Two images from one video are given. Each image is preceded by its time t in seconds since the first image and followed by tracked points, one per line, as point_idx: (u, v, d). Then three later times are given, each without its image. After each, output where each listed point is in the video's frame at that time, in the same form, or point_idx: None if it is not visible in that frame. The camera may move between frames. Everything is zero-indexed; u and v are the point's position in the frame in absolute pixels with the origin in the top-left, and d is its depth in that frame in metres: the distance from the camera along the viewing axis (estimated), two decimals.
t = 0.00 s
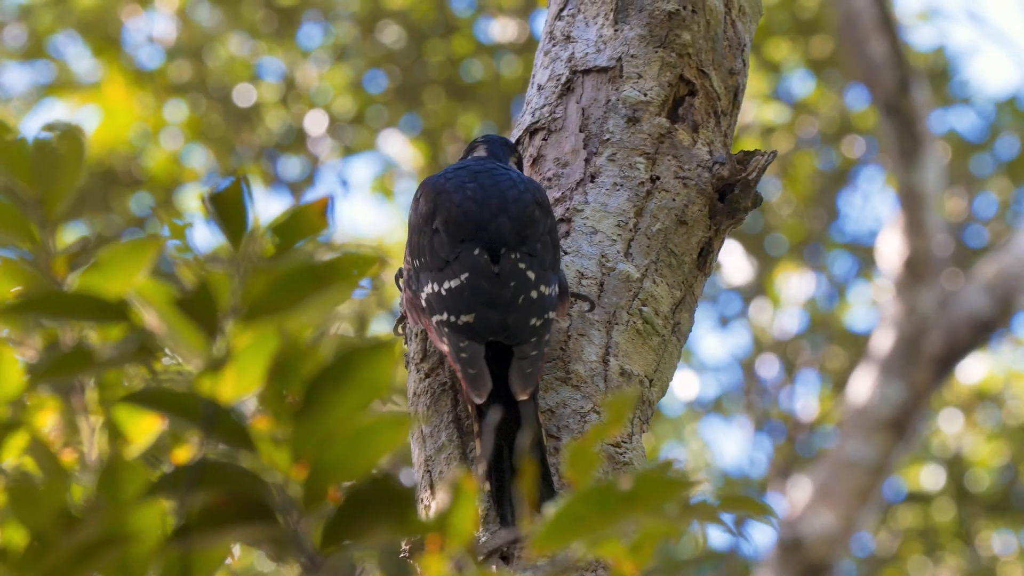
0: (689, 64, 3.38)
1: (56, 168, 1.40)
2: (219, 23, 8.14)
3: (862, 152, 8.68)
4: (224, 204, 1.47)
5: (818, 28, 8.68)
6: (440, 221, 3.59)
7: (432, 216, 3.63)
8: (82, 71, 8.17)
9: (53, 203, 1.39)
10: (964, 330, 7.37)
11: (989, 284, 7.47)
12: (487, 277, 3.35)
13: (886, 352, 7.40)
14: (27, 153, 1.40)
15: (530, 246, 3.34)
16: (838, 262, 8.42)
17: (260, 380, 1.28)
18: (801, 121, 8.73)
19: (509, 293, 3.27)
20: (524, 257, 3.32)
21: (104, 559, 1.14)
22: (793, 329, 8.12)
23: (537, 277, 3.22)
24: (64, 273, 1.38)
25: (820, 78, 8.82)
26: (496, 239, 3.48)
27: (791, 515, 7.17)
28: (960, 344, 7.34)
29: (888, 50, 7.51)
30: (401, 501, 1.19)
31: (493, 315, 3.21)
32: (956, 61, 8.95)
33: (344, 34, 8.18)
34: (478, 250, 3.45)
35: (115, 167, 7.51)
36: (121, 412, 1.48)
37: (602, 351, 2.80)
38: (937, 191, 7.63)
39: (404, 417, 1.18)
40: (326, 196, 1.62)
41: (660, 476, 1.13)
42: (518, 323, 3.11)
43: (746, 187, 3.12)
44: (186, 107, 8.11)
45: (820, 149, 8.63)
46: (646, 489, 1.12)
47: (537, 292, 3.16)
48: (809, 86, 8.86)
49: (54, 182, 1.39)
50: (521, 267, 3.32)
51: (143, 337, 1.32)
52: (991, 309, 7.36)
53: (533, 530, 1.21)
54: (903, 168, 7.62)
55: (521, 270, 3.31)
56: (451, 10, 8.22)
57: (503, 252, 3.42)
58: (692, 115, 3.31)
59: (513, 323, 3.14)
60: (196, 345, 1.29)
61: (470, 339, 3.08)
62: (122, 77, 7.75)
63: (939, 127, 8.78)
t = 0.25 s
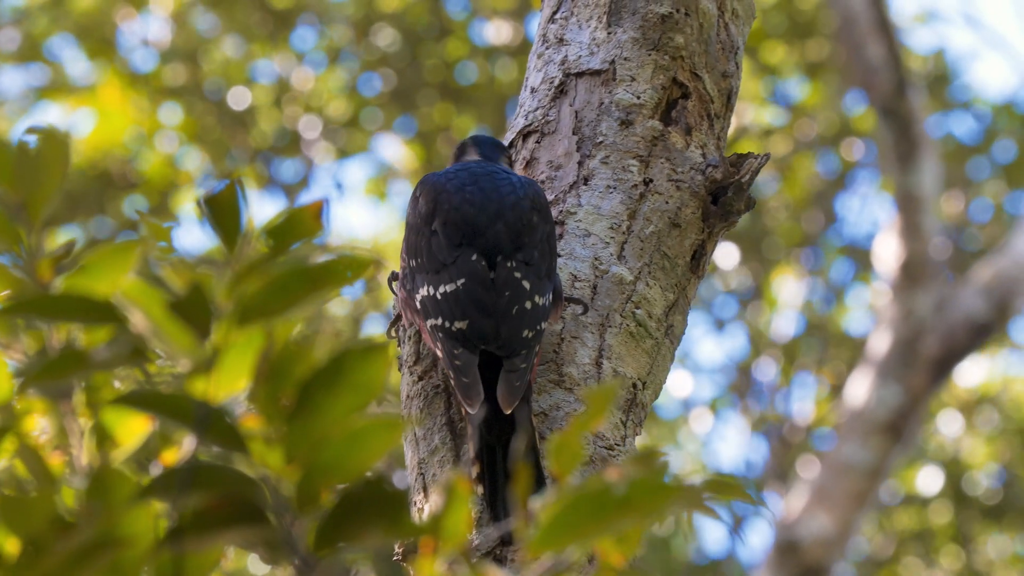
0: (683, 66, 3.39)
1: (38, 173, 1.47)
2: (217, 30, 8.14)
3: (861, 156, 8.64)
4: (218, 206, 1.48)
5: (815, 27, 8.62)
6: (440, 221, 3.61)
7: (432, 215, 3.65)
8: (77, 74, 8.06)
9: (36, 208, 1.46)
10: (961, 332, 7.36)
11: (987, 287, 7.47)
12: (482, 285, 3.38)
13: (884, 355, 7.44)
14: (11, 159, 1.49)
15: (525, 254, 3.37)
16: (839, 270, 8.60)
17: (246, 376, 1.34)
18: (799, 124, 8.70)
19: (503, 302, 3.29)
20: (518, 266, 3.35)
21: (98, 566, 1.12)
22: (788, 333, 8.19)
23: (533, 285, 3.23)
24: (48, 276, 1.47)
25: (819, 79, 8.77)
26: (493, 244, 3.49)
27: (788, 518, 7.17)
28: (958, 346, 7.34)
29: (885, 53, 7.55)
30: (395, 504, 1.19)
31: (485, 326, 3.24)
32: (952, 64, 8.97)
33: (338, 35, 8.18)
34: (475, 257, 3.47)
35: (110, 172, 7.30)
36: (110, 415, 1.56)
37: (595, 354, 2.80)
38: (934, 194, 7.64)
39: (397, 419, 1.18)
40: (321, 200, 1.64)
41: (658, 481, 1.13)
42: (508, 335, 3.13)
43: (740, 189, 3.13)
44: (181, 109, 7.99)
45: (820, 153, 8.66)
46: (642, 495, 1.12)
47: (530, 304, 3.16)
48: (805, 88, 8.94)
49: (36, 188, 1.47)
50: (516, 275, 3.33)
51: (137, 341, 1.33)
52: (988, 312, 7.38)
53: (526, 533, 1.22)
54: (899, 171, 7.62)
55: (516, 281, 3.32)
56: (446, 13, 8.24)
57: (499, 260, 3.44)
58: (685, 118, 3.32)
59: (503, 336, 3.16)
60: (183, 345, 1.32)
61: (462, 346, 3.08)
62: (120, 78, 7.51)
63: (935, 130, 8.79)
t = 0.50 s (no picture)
0: (677, 71, 3.40)
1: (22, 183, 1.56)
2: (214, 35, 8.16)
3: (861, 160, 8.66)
4: (214, 210, 1.51)
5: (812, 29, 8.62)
6: (428, 232, 3.59)
7: (420, 227, 3.63)
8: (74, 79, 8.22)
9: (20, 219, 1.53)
10: (959, 336, 7.46)
11: (984, 291, 7.56)
12: (476, 292, 3.33)
13: (882, 358, 7.45)
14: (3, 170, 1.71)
15: (517, 259, 3.33)
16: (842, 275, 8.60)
17: (237, 381, 1.38)
18: (798, 129, 8.69)
19: (498, 309, 3.23)
20: (511, 271, 3.31)
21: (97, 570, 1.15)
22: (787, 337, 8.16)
23: (524, 289, 3.21)
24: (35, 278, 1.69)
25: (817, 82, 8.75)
26: (481, 251, 3.45)
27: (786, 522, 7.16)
28: (955, 350, 7.42)
29: (884, 57, 7.57)
30: (390, 509, 1.19)
31: (483, 333, 3.19)
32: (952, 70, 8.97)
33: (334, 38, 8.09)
34: (466, 264, 3.43)
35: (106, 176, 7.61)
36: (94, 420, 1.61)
37: (590, 358, 2.80)
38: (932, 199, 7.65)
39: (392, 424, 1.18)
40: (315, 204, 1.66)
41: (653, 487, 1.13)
42: (505, 341, 3.05)
43: (734, 194, 3.14)
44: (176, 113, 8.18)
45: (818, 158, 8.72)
46: (638, 501, 1.12)
47: (524, 308, 3.10)
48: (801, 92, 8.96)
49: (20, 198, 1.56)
50: (507, 280, 3.30)
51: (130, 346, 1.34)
52: (985, 317, 7.46)
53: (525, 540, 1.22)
54: (897, 175, 7.62)
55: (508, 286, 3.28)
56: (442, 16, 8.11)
57: (491, 266, 3.39)
58: (680, 122, 3.32)
59: (499, 344, 3.09)
60: (173, 349, 1.39)
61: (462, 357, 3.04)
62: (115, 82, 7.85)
63: (934, 135, 8.80)
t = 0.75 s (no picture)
0: (672, 75, 3.40)
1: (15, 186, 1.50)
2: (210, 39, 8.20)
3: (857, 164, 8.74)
4: (206, 215, 1.51)
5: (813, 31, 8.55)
6: (414, 243, 3.56)
7: (405, 239, 3.61)
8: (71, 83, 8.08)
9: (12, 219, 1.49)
10: (956, 341, 7.43)
11: (981, 295, 7.56)
12: (466, 301, 3.31)
13: (879, 362, 7.45)
14: None
15: (506, 263, 3.30)
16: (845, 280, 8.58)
17: (229, 385, 1.37)
18: (794, 133, 8.71)
19: (490, 317, 3.21)
20: (501, 276, 3.28)
21: None
22: (784, 342, 8.18)
23: (512, 295, 3.20)
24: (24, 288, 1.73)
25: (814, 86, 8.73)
26: (471, 259, 3.44)
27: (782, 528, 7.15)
28: (952, 355, 7.40)
29: (882, 62, 7.58)
30: (384, 514, 1.19)
31: (477, 343, 3.17)
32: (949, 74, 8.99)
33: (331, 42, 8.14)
34: (455, 273, 3.41)
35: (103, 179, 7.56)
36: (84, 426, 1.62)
37: (585, 363, 2.80)
38: (929, 203, 7.68)
39: (384, 426, 1.17)
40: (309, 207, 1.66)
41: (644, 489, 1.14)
42: (497, 349, 3.04)
43: (729, 198, 3.13)
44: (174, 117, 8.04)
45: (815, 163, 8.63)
46: (628, 503, 1.13)
47: (514, 316, 3.07)
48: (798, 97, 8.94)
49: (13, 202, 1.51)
50: (498, 287, 3.27)
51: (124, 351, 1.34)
52: (983, 321, 7.44)
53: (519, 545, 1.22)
54: (895, 180, 7.65)
55: (499, 293, 3.25)
56: (440, 19, 8.09)
57: (480, 274, 3.37)
58: (675, 127, 3.33)
59: (495, 353, 3.06)
60: (161, 353, 1.41)
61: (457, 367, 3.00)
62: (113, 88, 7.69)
63: (931, 140, 8.81)
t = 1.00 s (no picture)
0: (663, 80, 3.41)
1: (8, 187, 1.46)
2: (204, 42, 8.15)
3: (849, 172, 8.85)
4: (199, 221, 1.51)
5: (801, 39, 8.66)
6: (399, 249, 3.57)
7: (391, 245, 3.61)
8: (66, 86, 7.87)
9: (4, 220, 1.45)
10: (947, 346, 7.47)
11: (973, 300, 7.62)
12: (451, 307, 3.33)
13: (871, 366, 7.48)
14: None
15: (493, 268, 3.31)
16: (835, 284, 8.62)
17: (219, 389, 1.39)
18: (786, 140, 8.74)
19: (476, 321, 3.24)
20: (489, 281, 3.29)
21: None
22: (777, 349, 8.16)
23: (501, 299, 3.21)
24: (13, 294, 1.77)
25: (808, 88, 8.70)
26: (458, 266, 3.45)
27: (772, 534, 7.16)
28: (944, 360, 7.44)
29: (874, 68, 7.61)
30: (375, 520, 1.19)
31: (463, 348, 3.20)
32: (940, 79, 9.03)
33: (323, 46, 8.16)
34: (439, 279, 3.42)
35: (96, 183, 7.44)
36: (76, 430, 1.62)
37: (576, 367, 2.80)
38: (921, 209, 7.71)
39: (376, 431, 1.17)
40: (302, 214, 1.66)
41: (630, 490, 1.13)
42: (484, 354, 3.06)
43: (720, 204, 3.14)
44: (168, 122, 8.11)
45: (803, 165, 8.71)
46: (614, 503, 1.12)
47: (502, 320, 3.13)
48: (790, 101, 8.96)
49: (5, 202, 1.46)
50: (485, 292, 3.28)
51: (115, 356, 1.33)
52: (974, 326, 7.49)
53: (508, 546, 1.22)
54: (887, 186, 7.68)
55: (486, 298, 3.27)
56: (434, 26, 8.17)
57: (466, 279, 3.39)
58: (665, 132, 3.33)
59: (480, 357, 3.09)
60: (152, 358, 1.37)
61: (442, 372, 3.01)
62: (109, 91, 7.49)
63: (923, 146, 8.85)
